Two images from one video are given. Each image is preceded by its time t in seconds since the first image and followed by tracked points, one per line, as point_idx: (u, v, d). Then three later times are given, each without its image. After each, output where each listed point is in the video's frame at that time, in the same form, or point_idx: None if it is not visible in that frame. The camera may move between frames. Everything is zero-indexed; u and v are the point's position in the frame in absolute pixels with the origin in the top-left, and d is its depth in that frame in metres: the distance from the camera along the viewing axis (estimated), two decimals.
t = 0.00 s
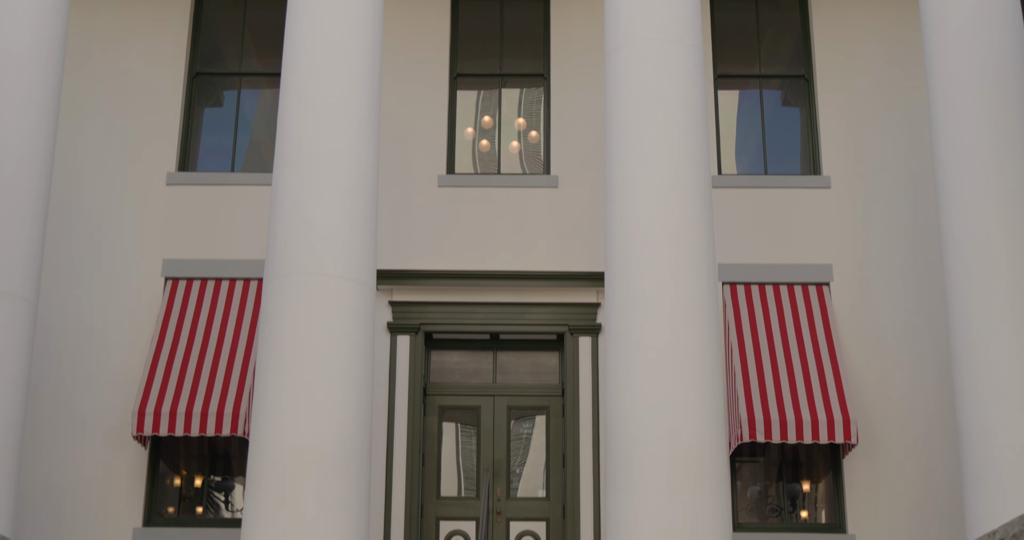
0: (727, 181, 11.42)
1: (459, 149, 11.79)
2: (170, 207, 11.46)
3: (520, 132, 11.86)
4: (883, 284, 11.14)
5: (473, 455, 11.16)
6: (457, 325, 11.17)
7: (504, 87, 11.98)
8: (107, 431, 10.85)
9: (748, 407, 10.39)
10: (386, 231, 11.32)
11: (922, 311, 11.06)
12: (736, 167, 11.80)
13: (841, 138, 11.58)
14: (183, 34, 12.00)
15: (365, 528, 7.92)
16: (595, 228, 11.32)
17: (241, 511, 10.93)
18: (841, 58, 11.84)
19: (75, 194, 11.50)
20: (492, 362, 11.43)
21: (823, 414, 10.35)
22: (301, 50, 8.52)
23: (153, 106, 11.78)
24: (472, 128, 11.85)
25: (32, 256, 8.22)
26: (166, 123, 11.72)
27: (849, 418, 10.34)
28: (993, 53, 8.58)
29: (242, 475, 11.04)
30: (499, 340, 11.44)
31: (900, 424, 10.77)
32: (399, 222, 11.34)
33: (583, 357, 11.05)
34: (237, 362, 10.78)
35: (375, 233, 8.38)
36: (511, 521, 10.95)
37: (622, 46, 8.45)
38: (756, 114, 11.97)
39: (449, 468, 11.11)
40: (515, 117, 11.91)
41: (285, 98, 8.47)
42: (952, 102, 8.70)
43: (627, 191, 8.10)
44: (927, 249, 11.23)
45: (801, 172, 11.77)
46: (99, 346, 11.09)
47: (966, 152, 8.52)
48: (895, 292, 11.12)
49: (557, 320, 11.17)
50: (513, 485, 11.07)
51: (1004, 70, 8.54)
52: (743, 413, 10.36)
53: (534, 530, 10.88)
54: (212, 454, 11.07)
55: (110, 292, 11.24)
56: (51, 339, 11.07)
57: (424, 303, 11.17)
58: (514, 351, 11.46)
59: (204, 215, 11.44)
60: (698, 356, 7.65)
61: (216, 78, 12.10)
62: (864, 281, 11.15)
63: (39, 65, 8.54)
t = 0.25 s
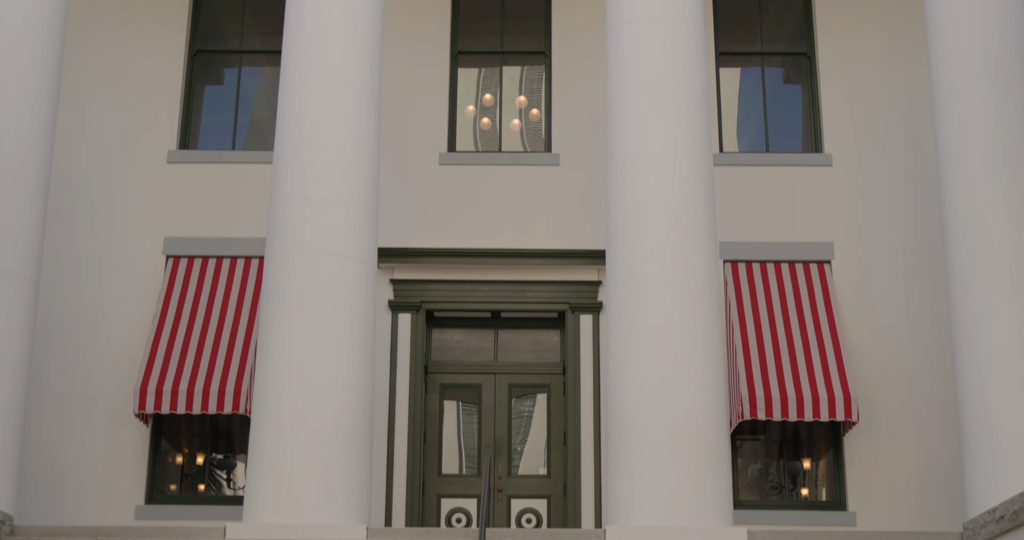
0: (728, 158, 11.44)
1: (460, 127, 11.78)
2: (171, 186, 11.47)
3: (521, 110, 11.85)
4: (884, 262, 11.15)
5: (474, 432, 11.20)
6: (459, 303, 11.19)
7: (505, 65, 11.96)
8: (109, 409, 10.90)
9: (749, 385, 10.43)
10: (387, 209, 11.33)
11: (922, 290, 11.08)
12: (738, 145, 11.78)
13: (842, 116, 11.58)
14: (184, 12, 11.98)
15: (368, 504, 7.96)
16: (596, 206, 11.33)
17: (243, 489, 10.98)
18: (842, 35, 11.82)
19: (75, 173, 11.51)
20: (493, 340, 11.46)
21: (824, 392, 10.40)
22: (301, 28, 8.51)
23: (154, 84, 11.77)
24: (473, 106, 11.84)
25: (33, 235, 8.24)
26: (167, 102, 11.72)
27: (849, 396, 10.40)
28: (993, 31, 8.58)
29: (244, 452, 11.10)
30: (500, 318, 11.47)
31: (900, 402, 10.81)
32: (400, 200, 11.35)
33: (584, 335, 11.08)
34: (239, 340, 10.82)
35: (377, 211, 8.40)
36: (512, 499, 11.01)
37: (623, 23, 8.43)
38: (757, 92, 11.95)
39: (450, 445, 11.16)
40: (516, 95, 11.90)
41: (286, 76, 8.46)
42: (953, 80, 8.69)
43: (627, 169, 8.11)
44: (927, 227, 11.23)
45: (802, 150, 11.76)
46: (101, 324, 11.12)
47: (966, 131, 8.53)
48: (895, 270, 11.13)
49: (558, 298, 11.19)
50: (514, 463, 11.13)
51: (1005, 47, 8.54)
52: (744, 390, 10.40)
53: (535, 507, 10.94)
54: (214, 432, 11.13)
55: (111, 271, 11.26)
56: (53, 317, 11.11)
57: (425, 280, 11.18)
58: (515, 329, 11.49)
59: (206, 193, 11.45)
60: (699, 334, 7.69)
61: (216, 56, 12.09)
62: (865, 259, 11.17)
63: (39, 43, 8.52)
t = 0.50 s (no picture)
0: (729, 136, 11.41)
1: (461, 106, 11.74)
2: (171, 165, 11.45)
3: (521, 89, 11.82)
4: (885, 242, 11.14)
5: (475, 411, 11.23)
6: (459, 282, 11.19)
7: (505, 43, 11.92)
8: (111, 388, 10.93)
9: (750, 363, 10.44)
10: (388, 188, 11.31)
11: (923, 269, 11.07)
12: (739, 123, 11.74)
13: (844, 95, 11.54)
14: None
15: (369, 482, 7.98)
16: (597, 185, 11.32)
17: (244, 467, 11.01)
18: (844, 13, 11.78)
19: (75, 152, 11.48)
20: (494, 319, 11.47)
21: (824, 371, 10.42)
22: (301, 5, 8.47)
23: (154, 63, 11.74)
24: (473, 84, 11.80)
25: (33, 214, 8.22)
26: (167, 81, 11.68)
27: (849, 374, 10.42)
28: (995, 9, 8.55)
29: (245, 431, 11.14)
30: (501, 297, 11.48)
31: (900, 381, 10.83)
32: (401, 179, 11.33)
33: (584, 314, 11.10)
34: (240, 319, 10.84)
35: (377, 190, 8.38)
36: (513, 477, 11.05)
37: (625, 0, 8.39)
38: (759, 70, 11.91)
39: (451, 424, 11.18)
40: (517, 74, 11.86)
41: (286, 54, 8.43)
42: (955, 58, 8.66)
43: (628, 148, 8.09)
44: (929, 206, 11.22)
45: (803, 129, 11.72)
46: (102, 304, 11.13)
47: (968, 110, 8.50)
48: (897, 249, 11.12)
49: (559, 277, 11.20)
50: (515, 441, 11.15)
51: (1008, 26, 8.50)
52: (745, 369, 10.42)
53: (536, 486, 10.98)
54: (215, 411, 11.16)
55: (112, 250, 11.25)
56: (54, 297, 11.11)
57: (426, 259, 11.19)
58: (516, 309, 11.50)
59: (206, 172, 11.43)
60: (698, 313, 7.69)
61: (216, 35, 12.06)
62: (866, 238, 11.16)
63: (39, 21, 8.48)
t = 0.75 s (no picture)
0: (730, 116, 11.38)
1: (461, 86, 11.70)
2: (171, 145, 11.42)
3: (522, 68, 11.78)
4: (886, 221, 11.12)
5: (475, 391, 11.24)
6: (460, 261, 11.19)
7: (506, 23, 11.88)
8: (112, 368, 10.95)
9: (750, 341, 10.46)
10: (388, 168, 11.29)
11: (923, 248, 11.05)
12: (740, 103, 11.70)
13: (845, 74, 11.50)
14: None
15: (370, 461, 8.00)
16: (598, 165, 11.29)
17: (246, 447, 11.03)
18: None
19: (75, 133, 11.47)
20: (494, 298, 11.47)
21: (825, 350, 10.44)
22: None
23: (153, 43, 11.70)
24: (474, 64, 11.75)
25: (33, 192, 8.21)
26: (166, 60, 11.64)
27: (850, 353, 10.43)
28: None
29: (245, 411, 11.15)
30: (502, 277, 11.48)
31: (900, 361, 10.84)
32: (401, 159, 11.30)
33: (584, 293, 11.10)
34: (240, 298, 10.84)
35: (377, 169, 8.36)
36: (513, 457, 11.08)
37: None
38: (760, 50, 11.87)
39: (452, 404, 11.20)
40: (517, 53, 11.82)
41: (286, 33, 8.40)
42: (957, 37, 8.62)
43: (629, 126, 8.07)
44: (930, 185, 11.19)
45: (805, 108, 11.67)
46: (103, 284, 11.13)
47: (970, 89, 8.48)
48: (897, 229, 11.11)
49: (559, 256, 11.19)
50: (515, 421, 11.18)
51: (1010, 4, 8.46)
52: (745, 347, 10.43)
53: (536, 465, 11.01)
54: (216, 391, 11.18)
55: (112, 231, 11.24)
56: (55, 278, 11.12)
57: (426, 239, 11.18)
58: (517, 288, 11.50)
59: (205, 153, 11.40)
60: (699, 292, 7.69)
61: (216, 15, 12.02)
62: (867, 218, 11.14)
63: None
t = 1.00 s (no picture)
0: (731, 97, 11.36)
1: (461, 67, 11.66)
2: (170, 128, 11.40)
3: (521, 50, 11.73)
4: (886, 202, 11.11)
5: (475, 372, 11.26)
6: (460, 243, 11.18)
7: (505, 4, 11.83)
8: (113, 351, 10.95)
9: (750, 322, 10.46)
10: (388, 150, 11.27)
11: (923, 229, 11.05)
12: (741, 84, 11.66)
13: (845, 54, 11.46)
14: None
15: (371, 443, 8.02)
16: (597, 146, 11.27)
17: (246, 430, 11.02)
18: None
19: (74, 115, 11.44)
20: (494, 280, 11.48)
21: (825, 331, 10.44)
22: None
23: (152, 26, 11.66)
24: (473, 45, 11.71)
25: (32, 174, 8.19)
26: (165, 42, 11.61)
27: (850, 334, 10.44)
28: None
29: (246, 394, 11.16)
30: (501, 259, 11.49)
31: (900, 342, 10.84)
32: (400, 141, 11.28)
33: (584, 275, 11.09)
34: (240, 281, 10.84)
35: (377, 150, 8.34)
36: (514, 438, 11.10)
37: None
38: (760, 30, 11.82)
39: (452, 386, 11.22)
40: (517, 34, 11.78)
41: (285, 14, 8.36)
42: (958, 17, 8.58)
43: (629, 108, 8.04)
44: (931, 167, 11.17)
45: (805, 89, 11.64)
46: (103, 268, 11.13)
47: (971, 70, 8.45)
48: (898, 210, 11.09)
49: (559, 238, 11.18)
50: (515, 403, 11.20)
51: None
52: (745, 328, 10.44)
53: (536, 447, 11.03)
54: (217, 373, 11.19)
55: (112, 214, 11.23)
56: (54, 261, 11.11)
57: (426, 221, 11.17)
58: (517, 270, 11.51)
59: (205, 135, 11.38)
60: (699, 273, 7.68)
61: None
62: (867, 199, 11.13)
63: None
